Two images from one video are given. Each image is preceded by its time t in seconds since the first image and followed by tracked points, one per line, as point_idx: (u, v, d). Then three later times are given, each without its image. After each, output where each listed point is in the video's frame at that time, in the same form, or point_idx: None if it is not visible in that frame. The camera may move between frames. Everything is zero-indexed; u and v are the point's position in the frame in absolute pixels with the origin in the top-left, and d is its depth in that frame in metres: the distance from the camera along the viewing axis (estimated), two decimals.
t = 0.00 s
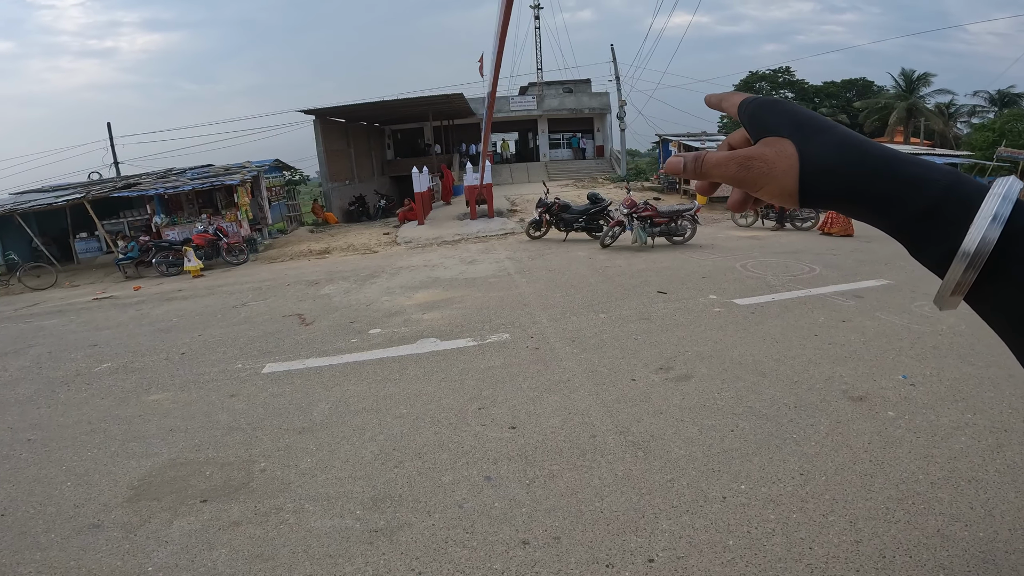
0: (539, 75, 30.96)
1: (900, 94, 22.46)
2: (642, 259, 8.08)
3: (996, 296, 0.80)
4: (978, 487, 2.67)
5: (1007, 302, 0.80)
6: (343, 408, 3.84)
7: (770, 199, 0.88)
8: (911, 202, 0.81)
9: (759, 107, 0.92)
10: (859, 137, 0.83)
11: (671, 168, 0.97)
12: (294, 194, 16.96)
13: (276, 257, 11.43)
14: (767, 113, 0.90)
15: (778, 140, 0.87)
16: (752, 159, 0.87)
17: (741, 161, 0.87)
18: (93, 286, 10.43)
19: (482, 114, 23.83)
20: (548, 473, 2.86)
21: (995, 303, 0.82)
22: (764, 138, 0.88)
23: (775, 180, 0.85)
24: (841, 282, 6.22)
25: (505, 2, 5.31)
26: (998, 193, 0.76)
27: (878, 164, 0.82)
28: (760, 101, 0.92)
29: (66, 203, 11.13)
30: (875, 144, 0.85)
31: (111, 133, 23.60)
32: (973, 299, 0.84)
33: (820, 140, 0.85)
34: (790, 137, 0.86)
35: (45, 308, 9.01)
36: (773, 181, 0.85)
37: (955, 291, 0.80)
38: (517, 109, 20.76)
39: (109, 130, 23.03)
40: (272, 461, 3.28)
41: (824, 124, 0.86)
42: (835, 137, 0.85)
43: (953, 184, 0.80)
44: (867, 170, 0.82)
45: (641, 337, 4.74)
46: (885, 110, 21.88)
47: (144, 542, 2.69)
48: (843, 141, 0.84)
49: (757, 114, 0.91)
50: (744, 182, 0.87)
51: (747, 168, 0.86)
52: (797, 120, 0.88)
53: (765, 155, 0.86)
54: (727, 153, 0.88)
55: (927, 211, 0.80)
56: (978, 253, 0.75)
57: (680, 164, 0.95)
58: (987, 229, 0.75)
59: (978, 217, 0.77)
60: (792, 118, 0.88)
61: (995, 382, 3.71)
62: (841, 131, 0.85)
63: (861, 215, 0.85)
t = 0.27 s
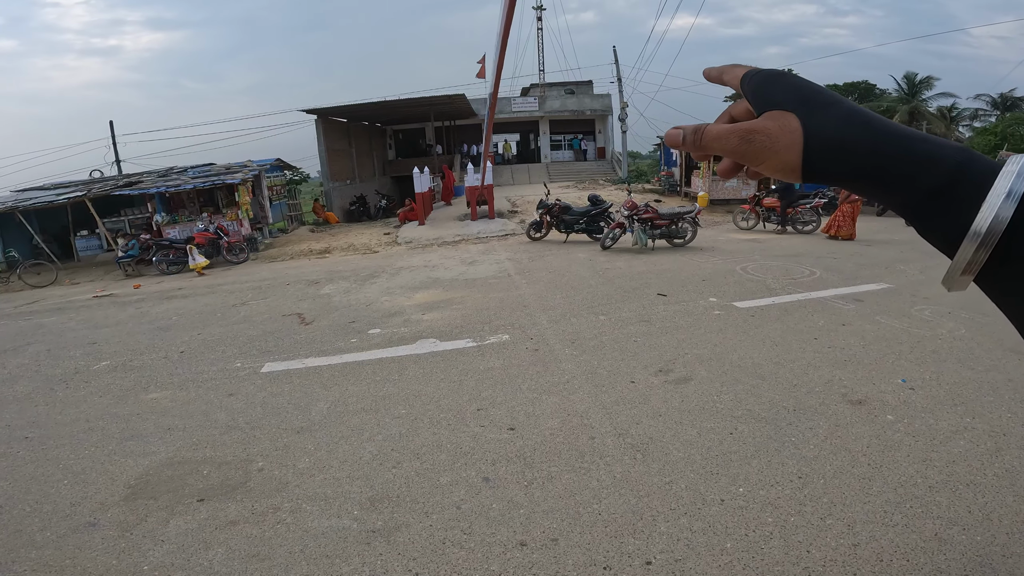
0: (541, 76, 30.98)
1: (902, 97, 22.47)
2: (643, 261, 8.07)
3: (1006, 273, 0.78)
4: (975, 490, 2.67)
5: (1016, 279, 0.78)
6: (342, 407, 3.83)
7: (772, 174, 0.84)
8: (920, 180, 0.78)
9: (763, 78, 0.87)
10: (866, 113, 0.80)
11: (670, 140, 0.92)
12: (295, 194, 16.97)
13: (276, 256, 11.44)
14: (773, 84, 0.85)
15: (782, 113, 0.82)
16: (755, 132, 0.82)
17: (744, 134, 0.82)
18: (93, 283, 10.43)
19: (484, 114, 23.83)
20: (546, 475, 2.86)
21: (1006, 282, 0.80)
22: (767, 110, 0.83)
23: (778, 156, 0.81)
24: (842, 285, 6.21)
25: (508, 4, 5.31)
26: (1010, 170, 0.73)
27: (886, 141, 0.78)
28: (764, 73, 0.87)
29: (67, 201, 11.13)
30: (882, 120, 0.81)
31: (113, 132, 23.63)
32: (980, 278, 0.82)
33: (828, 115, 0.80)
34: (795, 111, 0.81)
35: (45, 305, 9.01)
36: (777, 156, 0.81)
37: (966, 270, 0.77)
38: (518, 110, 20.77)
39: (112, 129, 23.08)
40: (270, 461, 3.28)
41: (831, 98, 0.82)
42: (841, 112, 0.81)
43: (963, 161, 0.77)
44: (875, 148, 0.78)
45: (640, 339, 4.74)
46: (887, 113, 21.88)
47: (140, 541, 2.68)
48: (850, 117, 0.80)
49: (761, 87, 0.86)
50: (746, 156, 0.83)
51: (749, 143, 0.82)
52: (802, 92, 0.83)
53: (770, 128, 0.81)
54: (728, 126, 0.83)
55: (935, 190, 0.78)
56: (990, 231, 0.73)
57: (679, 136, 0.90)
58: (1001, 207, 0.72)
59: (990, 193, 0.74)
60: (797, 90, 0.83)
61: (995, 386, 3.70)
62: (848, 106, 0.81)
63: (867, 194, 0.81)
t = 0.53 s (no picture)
0: (544, 77, 30.98)
1: (904, 99, 22.46)
2: (644, 262, 8.07)
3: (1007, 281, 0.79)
4: (979, 492, 2.66)
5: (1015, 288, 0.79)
6: (344, 407, 3.83)
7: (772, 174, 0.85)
8: (922, 189, 0.78)
9: (770, 73, 0.85)
10: (873, 116, 0.79)
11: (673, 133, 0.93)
12: (297, 194, 16.98)
13: (278, 256, 11.44)
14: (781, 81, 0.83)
15: (786, 114, 0.81)
16: (756, 134, 0.82)
17: (743, 135, 0.83)
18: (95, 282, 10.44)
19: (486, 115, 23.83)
20: (549, 476, 2.85)
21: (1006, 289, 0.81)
22: (772, 109, 0.82)
23: (778, 159, 0.81)
24: (844, 288, 6.19)
25: (511, 4, 5.31)
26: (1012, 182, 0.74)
27: (891, 148, 0.78)
28: (773, 66, 0.85)
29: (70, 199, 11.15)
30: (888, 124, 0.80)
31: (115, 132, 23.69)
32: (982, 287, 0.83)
33: (835, 118, 0.79)
34: (800, 113, 0.80)
35: (46, 304, 9.02)
36: (776, 160, 0.81)
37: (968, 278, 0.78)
38: (520, 111, 20.77)
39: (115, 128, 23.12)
40: (271, 460, 3.27)
41: (839, 98, 0.81)
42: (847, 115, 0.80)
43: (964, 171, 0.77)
44: (880, 155, 0.78)
45: (642, 340, 4.73)
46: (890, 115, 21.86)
47: (141, 541, 2.68)
48: (857, 121, 0.79)
49: (768, 83, 0.84)
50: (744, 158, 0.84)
51: (749, 145, 0.82)
52: (811, 91, 0.81)
53: (771, 130, 0.81)
54: (729, 126, 0.83)
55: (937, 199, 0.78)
56: (991, 239, 0.74)
57: (683, 131, 0.91)
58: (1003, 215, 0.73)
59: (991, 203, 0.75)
60: (807, 88, 0.81)
61: (997, 389, 3.69)
62: (855, 109, 0.80)
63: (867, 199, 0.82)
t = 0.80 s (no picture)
0: (548, 77, 30.95)
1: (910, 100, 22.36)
2: (649, 263, 8.05)
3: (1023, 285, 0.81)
4: (988, 494, 2.64)
5: None
6: (350, 407, 3.83)
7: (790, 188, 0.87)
8: (942, 196, 0.80)
9: (781, 93, 0.89)
10: (888, 128, 0.81)
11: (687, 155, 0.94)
12: (302, 193, 17.02)
13: (282, 255, 11.45)
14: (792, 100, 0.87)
15: (800, 129, 0.85)
16: (773, 149, 0.85)
17: (761, 151, 0.85)
18: (100, 281, 10.47)
19: (491, 115, 23.82)
20: (556, 477, 2.84)
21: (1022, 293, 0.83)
22: (787, 126, 0.86)
23: (796, 172, 0.84)
24: (850, 289, 6.16)
25: (517, 4, 5.29)
26: None
27: (908, 158, 0.80)
28: (783, 86, 0.89)
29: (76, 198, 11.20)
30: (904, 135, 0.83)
31: (121, 132, 23.80)
32: (998, 293, 0.85)
33: (850, 131, 0.82)
34: (814, 127, 0.84)
35: (52, 302, 9.05)
36: (795, 172, 0.84)
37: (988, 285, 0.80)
38: (525, 110, 20.76)
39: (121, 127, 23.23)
40: (277, 460, 3.27)
41: (853, 112, 0.84)
42: (860, 128, 0.83)
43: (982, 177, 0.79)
44: (897, 165, 0.80)
45: (648, 341, 4.72)
46: (897, 115, 21.74)
47: (147, 541, 2.68)
48: (871, 133, 0.82)
49: (780, 102, 0.88)
50: (762, 173, 0.86)
51: (767, 159, 0.85)
52: (822, 108, 0.85)
53: (788, 145, 0.84)
54: (746, 142, 0.86)
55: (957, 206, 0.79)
56: (1013, 247, 0.74)
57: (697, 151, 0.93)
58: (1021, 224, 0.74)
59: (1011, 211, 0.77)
60: (817, 106, 0.86)
61: (1006, 391, 3.66)
62: (869, 121, 0.83)
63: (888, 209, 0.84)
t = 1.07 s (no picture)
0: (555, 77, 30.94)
1: (920, 101, 22.21)
2: (657, 264, 8.03)
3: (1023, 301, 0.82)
4: (1001, 498, 2.61)
5: None
6: (358, 407, 3.83)
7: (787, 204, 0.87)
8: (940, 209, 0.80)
9: (777, 105, 0.89)
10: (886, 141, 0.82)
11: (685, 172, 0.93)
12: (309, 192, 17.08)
13: (290, 254, 11.49)
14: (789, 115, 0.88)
15: (798, 144, 0.85)
16: (772, 164, 0.85)
17: (760, 166, 0.85)
18: (110, 278, 10.54)
19: (498, 115, 23.83)
20: (566, 478, 2.83)
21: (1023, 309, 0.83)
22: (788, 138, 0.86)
23: (795, 187, 0.83)
24: (860, 291, 6.12)
25: (526, 4, 5.28)
26: None
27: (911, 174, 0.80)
28: (778, 100, 0.89)
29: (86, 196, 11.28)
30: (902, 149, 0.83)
31: (132, 129, 23.92)
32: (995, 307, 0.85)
33: (849, 144, 0.82)
34: (812, 142, 0.84)
35: (62, 300, 9.12)
36: (793, 188, 0.83)
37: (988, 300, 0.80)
38: (532, 110, 20.75)
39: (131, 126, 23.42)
40: (287, 460, 3.28)
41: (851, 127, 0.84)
42: (857, 140, 0.83)
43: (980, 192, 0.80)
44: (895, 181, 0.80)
45: (656, 342, 4.70)
46: (907, 116, 21.58)
47: (158, 540, 2.69)
48: (869, 146, 0.82)
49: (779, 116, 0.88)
50: (761, 188, 0.86)
51: (766, 175, 0.85)
52: (820, 122, 0.85)
53: (786, 159, 0.84)
54: (743, 158, 0.86)
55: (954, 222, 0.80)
56: (1014, 264, 0.75)
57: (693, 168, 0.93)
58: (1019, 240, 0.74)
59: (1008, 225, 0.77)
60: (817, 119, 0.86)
61: (1019, 395, 3.62)
62: (865, 134, 0.83)
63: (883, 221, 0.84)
